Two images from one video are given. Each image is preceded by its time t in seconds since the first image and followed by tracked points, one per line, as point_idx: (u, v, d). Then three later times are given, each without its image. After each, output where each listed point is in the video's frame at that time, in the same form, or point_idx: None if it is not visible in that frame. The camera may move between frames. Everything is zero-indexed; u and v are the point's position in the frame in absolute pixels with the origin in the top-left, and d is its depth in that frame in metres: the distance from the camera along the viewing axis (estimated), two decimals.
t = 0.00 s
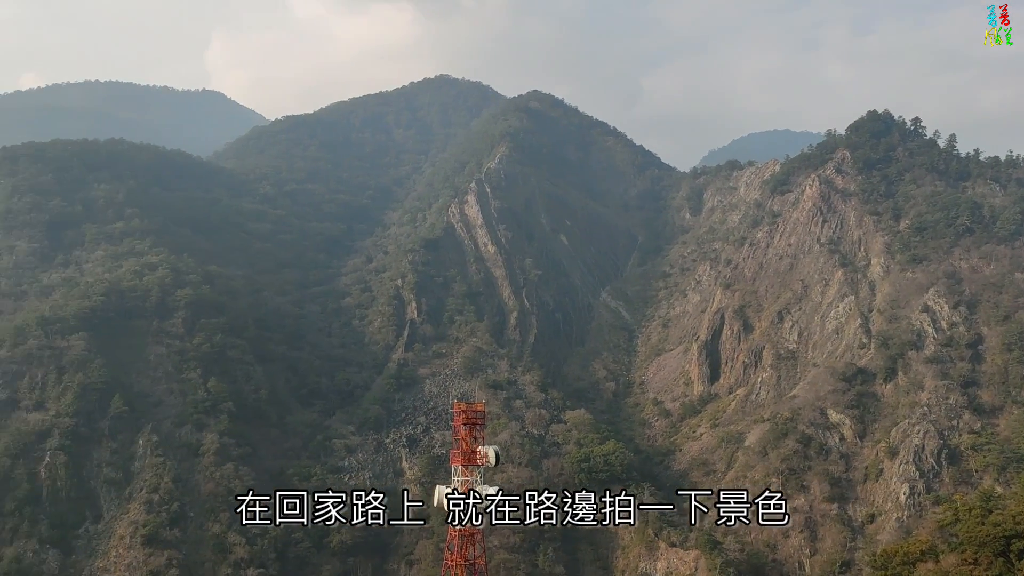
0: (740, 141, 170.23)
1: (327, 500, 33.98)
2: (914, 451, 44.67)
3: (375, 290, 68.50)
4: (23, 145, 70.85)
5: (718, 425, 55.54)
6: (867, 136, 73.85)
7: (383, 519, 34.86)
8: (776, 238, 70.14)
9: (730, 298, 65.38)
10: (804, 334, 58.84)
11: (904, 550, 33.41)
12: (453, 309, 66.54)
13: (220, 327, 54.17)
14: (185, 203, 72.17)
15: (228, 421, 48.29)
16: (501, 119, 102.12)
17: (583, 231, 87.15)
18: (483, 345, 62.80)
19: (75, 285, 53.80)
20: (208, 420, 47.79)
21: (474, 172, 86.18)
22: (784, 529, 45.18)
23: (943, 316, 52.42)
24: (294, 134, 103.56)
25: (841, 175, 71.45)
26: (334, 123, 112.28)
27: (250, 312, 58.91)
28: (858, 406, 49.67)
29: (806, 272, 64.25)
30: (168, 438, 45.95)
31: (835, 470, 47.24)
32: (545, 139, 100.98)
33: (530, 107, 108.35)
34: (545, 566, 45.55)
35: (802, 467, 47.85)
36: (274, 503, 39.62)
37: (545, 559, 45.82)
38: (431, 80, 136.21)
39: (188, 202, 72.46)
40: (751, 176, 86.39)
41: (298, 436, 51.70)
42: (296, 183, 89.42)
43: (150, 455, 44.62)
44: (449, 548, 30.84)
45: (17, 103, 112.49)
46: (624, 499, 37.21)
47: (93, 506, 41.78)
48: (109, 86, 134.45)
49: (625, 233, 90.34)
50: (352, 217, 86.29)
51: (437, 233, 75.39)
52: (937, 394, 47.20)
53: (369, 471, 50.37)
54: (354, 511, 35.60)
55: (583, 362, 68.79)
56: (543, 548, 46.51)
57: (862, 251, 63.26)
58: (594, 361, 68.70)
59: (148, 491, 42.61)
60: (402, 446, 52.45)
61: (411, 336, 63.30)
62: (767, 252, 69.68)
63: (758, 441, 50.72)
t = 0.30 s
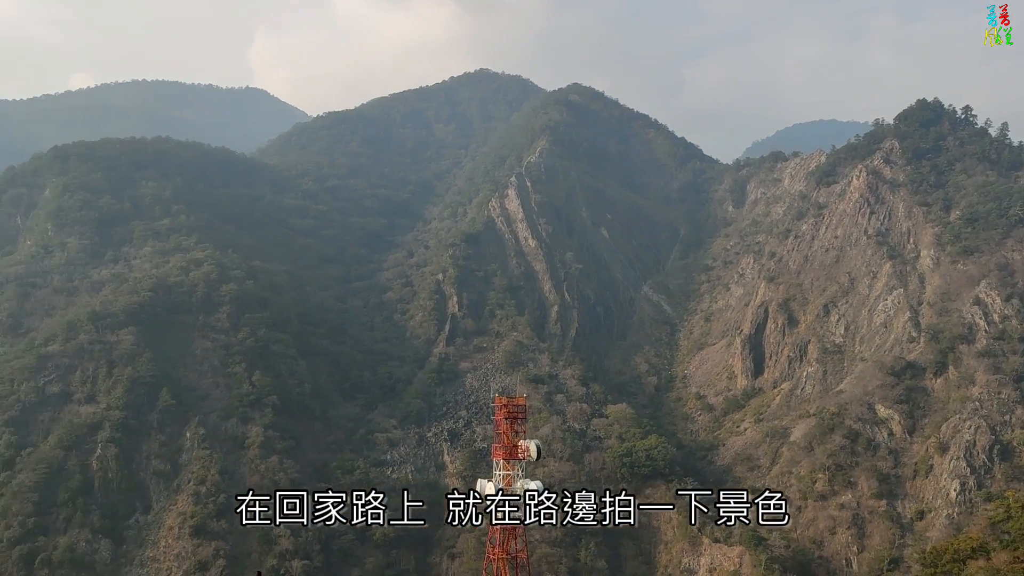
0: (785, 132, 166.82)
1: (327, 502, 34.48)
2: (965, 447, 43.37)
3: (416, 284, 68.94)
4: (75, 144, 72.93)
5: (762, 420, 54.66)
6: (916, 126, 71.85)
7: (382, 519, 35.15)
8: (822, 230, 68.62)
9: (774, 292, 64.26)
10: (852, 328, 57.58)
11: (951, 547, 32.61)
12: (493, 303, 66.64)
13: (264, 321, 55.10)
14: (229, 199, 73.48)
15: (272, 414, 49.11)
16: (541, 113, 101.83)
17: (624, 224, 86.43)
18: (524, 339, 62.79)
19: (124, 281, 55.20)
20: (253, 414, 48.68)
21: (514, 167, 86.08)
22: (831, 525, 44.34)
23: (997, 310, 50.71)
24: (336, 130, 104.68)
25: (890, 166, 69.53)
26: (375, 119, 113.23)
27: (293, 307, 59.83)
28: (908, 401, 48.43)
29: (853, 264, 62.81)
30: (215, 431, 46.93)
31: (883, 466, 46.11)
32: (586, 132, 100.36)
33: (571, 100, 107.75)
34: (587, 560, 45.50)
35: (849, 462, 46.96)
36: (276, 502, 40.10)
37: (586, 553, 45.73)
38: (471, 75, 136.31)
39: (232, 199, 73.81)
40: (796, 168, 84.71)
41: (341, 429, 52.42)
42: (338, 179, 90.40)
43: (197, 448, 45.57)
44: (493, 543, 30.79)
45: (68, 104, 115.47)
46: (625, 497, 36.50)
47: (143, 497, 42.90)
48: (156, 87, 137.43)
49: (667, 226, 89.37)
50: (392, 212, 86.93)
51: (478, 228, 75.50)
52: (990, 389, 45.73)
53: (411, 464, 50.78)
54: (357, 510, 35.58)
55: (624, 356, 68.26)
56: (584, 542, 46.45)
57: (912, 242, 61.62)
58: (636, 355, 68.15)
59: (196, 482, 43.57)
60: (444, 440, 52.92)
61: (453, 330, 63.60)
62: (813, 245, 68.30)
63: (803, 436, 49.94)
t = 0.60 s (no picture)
0: (826, 121, 163.45)
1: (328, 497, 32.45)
2: (1012, 441, 42.07)
3: (452, 277, 69.05)
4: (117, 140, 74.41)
5: (803, 413, 53.79)
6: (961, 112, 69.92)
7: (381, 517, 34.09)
8: (864, 220, 67.13)
9: (815, 283, 63.06)
10: (895, 320, 56.33)
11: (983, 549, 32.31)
12: (529, 296, 66.58)
13: (302, 315, 55.79)
14: (266, 195, 74.41)
15: (310, 407, 49.75)
16: (576, 104, 101.25)
17: (660, 215, 85.60)
18: (560, 332, 62.62)
19: (164, 275, 56.25)
20: (292, 406, 49.35)
21: (550, 158, 85.69)
22: (872, 520, 43.68)
23: None
24: (371, 123, 105.32)
25: (934, 153, 67.72)
26: (411, 113, 113.66)
27: (330, 301, 60.48)
28: (953, 394, 47.19)
29: (896, 255, 61.35)
30: (254, 423, 47.67)
31: (927, 460, 45.00)
32: (622, 123, 99.49)
33: (607, 91, 106.97)
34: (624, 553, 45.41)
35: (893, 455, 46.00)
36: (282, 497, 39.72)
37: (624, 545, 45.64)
38: (506, 67, 135.97)
39: (269, 194, 74.72)
40: (837, 157, 83.00)
41: (379, 422, 52.90)
42: (374, 172, 90.92)
43: (237, 439, 46.31)
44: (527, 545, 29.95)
45: (110, 100, 117.64)
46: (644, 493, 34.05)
47: (185, 487, 43.79)
48: (195, 83, 139.51)
49: (704, 217, 88.26)
50: (428, 205, 87.22)
51: (513, 221, 75.38)
52: None
53: (448, 456, 51.13)
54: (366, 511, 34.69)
55: (661, 349, 67.62)
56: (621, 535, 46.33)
57: (957, 232, 60.01)
58: (673, 348, 67.42)
59: (235, 473, 44.30)
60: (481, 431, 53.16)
61: (489, 323, 63.66)
62: (854, 235, 66.86)
63: (845, 430, 49.16)
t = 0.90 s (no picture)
0: (859, 105, 160.30)
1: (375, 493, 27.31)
2: None
3: (480, 264, 69.05)
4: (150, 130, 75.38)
5: (834, 401, 53.11)
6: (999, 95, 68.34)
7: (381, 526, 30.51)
8: (898, 204, 65.90)
9: (847, 269, 62.08)
10: (930, 306, 55.43)
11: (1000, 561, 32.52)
12: (559, 283, 66.50)
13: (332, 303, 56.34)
14: (296, 184, 74.99)
15: (340, 394, 50.34)
16: (605, 91, 100.52)
17: (690, 202, 84.84)
18: (589, 320, 62.56)
19: (197, 264, 57.03)
20: (323, 393, 49.94)
21: (578, 145, 85.15)
22: (906, 508, 43.17)
23: None
24: (400, 111, 105.33)
25: (971, 136, 66.23)
26: (439, 101, 113.59)
27: (360, 289, 60.91)
28: (989, 380, 46.54)
29: (931, 241, 60.20)
30: (285, 410, 48.25)
31: (963, 448, 44.57)
32: (651, 109, 98.59)
33: (636, 77, 105.99)
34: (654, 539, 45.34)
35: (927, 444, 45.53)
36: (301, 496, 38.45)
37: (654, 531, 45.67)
38: (534, 54, 135.28)
39: (300, 184, 75.28)
40: (871, 141, 81.55)
41: (408, 409, 53.32)
42: (402, 162, 91.16)
43: (269, 426, 46.94)
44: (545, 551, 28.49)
45: (143, 90, 118.92)
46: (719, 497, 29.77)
47: (218, 472, 44.49)
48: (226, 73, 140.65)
49: (735, 203, 87.23)
50: (456, 193, 87.30)
51: (542, 208, 75.16)
52: None
53: (477, 443, 51.37)
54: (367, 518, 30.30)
55: (691, 335, 67.07)
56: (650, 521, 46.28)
57: (994, 217, 58.80)
58: (703, 334, 66.80)
59: (267, 459, 44.92)
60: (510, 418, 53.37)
61: (517, 310, 63.66)
62: (888, 220, 65.70)
63: (878, 417, 48.64)
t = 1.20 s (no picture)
0: (881, 83, 157.56)
1: (404, 494, 22.14)
2: None
3: (500, 245, 68.95)
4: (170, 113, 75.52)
5: (855, 381, 52.78)
6: None
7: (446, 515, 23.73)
8: (921, 183, 64.99)
9: (869, 249, 61.35)
10: (953, 286, 54.89)
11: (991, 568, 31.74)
12: (578, 264, 66.37)
13: (352, 285, 56.79)
14: (315, 166, 75.06)
15: (361, 375, 50.83)
16: (624, 70, 99.48)
17: (710, 183, 84.12)
18: (609, 301, 62.55)
19: (218, 246, 57.45)
20: (344, 374, 50.48)
21: (597, 125, 84.46)
22: (927, 488, 43.22)
23: None
24: (418, 92, 104.69)
25: (997, 113, 65.08)
26: (457, 81, 112.86)
27: (381, 270, 61.27)
28: (1013, 361, 46.04)
29: (955, 220, 59.40)
30: (307, 390, 48.73)
31: (985, 429, 44.30)
32: (671, 89, 97.52)
33: (656, 57, 104.83)
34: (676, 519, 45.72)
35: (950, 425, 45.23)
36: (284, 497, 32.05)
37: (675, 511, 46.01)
38: (552, 33, 133.93)
39: (318, 166, 75.27)
40: (894, 120, 80.36)
41: (429, 389, 53.79)
42: (421, 143, 90.87)
43: (290, 406, 47.56)
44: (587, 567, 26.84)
45: (160, 72, 118.84)
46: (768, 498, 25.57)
47: (241, 452, 45.02)
48: (243, 54, 140.21)
49: (756, 184, 86.26)
50: (475, 175, 87.08)
51: (561, 188, 74.78)
52: None
53: (496, 422, 51.74)
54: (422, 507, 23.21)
55: (711, 316, 66.73)
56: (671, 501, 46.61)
57: (1019, 195, 58.12)
58: (722, 315, 66.42)
59: (290, 439, 45.48)
60: (529, 399, 53.56)
61: (537, 291, 63.68)
62: (910, 199, 64.74)
63: (898, 397, 48.43)
